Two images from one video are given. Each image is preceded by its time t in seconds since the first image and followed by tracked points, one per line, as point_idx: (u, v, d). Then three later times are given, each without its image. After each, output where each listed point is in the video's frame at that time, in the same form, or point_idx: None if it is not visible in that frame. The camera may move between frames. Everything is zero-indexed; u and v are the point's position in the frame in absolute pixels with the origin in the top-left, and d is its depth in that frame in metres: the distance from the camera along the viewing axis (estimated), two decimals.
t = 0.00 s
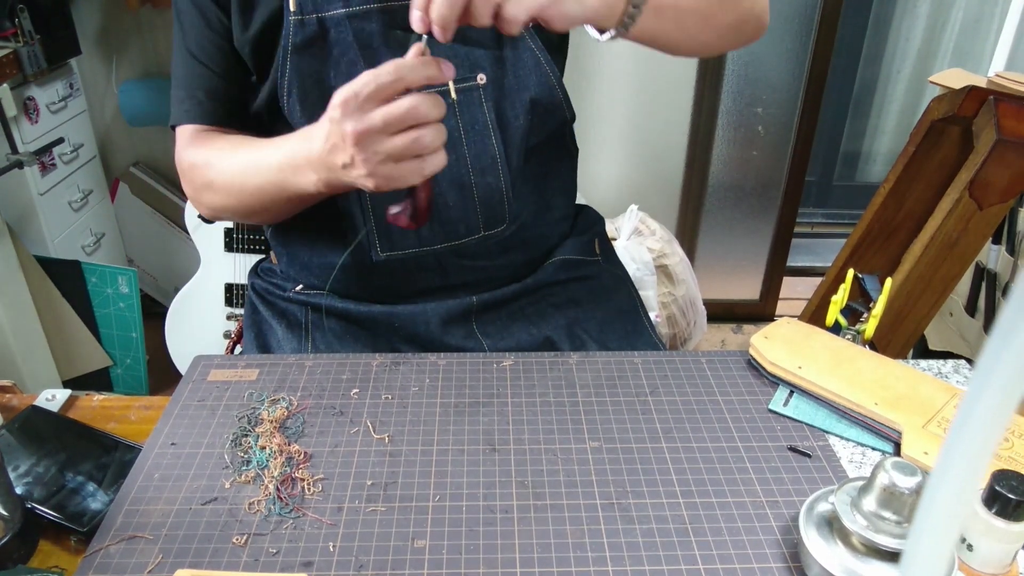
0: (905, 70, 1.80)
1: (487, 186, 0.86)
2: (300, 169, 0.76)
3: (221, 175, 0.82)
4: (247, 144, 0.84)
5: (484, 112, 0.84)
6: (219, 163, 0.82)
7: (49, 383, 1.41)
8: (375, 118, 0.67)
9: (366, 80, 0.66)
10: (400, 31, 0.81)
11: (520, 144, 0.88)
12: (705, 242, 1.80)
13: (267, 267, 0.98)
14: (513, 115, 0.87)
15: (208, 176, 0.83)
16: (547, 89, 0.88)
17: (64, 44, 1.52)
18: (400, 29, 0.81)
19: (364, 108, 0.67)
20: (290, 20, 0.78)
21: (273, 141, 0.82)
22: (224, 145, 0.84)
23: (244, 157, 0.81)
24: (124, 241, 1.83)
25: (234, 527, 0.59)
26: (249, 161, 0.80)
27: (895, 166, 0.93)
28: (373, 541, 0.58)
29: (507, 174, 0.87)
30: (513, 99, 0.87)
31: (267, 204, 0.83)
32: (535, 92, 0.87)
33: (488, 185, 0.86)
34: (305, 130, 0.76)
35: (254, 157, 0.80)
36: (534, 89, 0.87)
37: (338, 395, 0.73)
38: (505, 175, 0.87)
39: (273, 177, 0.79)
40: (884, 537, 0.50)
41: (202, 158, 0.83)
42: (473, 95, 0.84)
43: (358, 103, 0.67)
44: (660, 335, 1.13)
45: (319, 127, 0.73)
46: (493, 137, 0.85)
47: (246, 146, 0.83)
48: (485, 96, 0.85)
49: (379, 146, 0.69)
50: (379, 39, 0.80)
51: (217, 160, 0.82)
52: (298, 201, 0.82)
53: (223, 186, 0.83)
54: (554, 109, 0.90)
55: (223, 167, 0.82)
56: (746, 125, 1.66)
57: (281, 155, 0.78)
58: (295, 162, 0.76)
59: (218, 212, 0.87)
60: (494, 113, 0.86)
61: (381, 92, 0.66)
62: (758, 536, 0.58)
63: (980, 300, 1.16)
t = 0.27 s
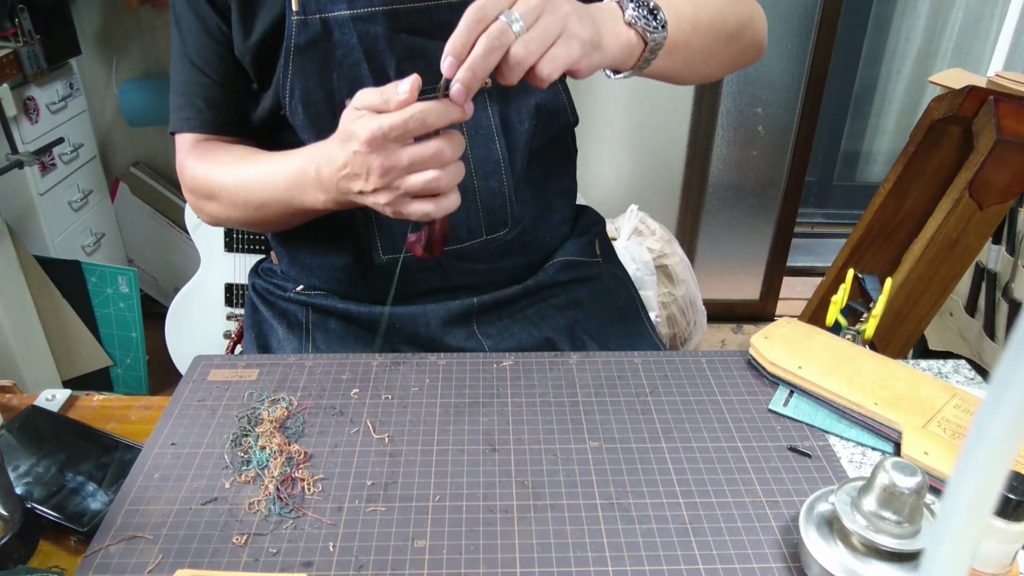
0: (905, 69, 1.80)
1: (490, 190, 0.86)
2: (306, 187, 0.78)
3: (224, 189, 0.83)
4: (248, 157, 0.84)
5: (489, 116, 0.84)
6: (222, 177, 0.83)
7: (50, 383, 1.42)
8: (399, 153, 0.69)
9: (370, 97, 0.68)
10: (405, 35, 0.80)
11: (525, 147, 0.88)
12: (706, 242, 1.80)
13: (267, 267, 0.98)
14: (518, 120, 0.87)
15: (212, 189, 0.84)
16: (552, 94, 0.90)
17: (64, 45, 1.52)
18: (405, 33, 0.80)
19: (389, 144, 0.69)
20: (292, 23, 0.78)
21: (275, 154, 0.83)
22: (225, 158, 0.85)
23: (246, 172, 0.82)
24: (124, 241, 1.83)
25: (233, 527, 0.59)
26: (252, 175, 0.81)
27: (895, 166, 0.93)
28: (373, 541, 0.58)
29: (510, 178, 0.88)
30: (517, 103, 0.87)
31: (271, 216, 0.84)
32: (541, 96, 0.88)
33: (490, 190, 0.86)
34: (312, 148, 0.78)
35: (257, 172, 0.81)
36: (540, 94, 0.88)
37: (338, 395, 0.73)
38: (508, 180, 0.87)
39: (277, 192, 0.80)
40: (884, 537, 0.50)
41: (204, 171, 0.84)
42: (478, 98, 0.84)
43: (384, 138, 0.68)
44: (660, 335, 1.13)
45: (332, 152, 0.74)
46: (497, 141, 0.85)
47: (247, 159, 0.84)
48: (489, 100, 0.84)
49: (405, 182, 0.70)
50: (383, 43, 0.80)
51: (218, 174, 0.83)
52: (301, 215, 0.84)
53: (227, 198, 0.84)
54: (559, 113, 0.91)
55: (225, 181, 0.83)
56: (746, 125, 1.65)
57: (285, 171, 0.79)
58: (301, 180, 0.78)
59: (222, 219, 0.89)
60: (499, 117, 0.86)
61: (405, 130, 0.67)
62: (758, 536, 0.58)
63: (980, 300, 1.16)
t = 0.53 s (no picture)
0: (906, 69, 1.80)
1: (491, 193, 0.86)
2: (304, 193, 0.78)
3: (222, 192, 0.83)
4: (247, 161, 0.84)
5: (490, 118, 0.84)
6: (220, 180, 0.83)
7: (49, 382, 1.41)
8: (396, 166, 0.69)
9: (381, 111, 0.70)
10: (405, 37, 0.80)
11: (525, 149, 0.89)
12: (706, 242, 1.80)
13: (267, 266, 0.98)
14: (519, 122, 0.87)
15: (210, 191, 0.84)
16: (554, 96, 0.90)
17: (64, 44, 1.52)
18: (406, 35, 0.80)
19: (387, 157, 0.69)
20: (291, 22, 0.78)
21: (274, 159, 0.83)
22: (224, 161, 0.84)
23: (245, 177, 0.82)
24: (124, 241, 1.83)
25: (233, 527, 0.59)
26: (251, 179, 0.81)
27: (896, 165, 0.93)
28: (374, 541, 0.57)
29: (510, 180, 0.88)
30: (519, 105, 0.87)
31: (268, 220, 0.84)
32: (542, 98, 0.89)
33: (491, 192, 0.86)
34: (311, 155, 0.78)
35: (256, 177, 0.81)
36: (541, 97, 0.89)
37: (338, 395, 0.73)
38: (508, 182, 0.87)
39: (276, 197, 0.80)
40: (885, 537, 0.50)
41: (203, 174, 0.84)
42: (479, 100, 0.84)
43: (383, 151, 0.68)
44: (660, 335, 1.13)
45: (332, 160, 0.74)
46: (498, 143, 0.85)
47: (246, 163, 0.84)
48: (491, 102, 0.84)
49: (399, 198, 0.71)
50: (384, 44, 0.80)
51: (217, 177, 0.83)
52: (298, 220, 0.84)
53: (225, 201, 0.84)
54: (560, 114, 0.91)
55: (224, 185, 0.82)
56: (746, 125, 1.65)
57: (284, 177, 0.78)
58: (299, 186, 0.77)
59: (218, 221, 0.89)
60: (500, 119, 0.86)
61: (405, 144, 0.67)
62: (759, 536, 0.58)
63: (980, 300, 1.16)
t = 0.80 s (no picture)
0: (906, 69, 1.80)
1: (491, 194, 0.86)
2: (304, 194, 0.78)
3: (223, 194, 0.83)
4: (247, 162, 0.84)
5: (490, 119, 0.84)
6: (220, 181, 0.83)
7: (49, 382, 1.41)
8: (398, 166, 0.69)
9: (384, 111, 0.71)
10: (405, 39, 0.80)
11: (525, 150, 0.89)
12: (706, 242, 1.80)
13: (267, 267, 0.98)
14: (519, 123, 0.87)
15: (210, 193, 0.84)
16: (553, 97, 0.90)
17: (64, 45, 1.52)
18: (405, 36, 0.80)
19: (389, 156, 0.69)
20: (291, 23, 0.78)
21: (274, 160, 0.83)
22: (224, 162, 0.84)
23: (246, 178, 0.82)
24: (124, 241, 1.83)
25: (233, 527, 0.59)
26: (252, 181, 0.81)
27: (896, 166, 0.93)
28: (374, 541, 0.57)
29: (511, 181, 0.88)
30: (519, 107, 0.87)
31: (268, 222, 0.84)
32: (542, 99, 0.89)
33: (491, 194, 0.86)
34: (312, 156, 0.78)
35: (257, 178, 0.81)
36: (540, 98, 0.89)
37: (338, 395, 0.73)
38: (508, 183, 0.87)
39: (276, 198, 0.80)
40: (885, 537, 0.50)
41: (203, 176, 0.84)
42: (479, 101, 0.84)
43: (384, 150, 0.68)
44: (660, 335, 1.13)
45: (333, 160, 0.74)
46: (498, 145, 0.85)
47: (246, 164, 0.84)
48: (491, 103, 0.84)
49: (401, 197, 0.71)
50: (384, 45, 0.80)
51: (217, 178, 0.83)
52: (298, 221, 0.84)
53: (225, 203, 0.84)
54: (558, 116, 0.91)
55: (224, 186, 0.82)
56: (746, 125, 1.65)
57: (285, 178, 0.78)
58: (300, 187, 0.77)
59: (217, 222, 0.88)
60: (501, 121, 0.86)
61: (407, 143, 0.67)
62: (759, 537, 0.58)
63: (980, 301, 1.16)
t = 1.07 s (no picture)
0: (906, 69, 1.80)
1: (491, 194, 0.86)
2: (304, 195, 0.78)
3: (222, 195, 0.83)
4: (247, 164, 0.84)
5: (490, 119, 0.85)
6: (220, 183, 0.83)
7: (49, 382, 1.41)
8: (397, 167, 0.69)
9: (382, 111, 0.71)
10: (405, 39, 0.80)
11: (525, 149, 0.89)
12: (705, 242, 1.80)
13: (267, 267, 0.98)
14: (518, 123, 0.88)
15: (210, 194, 0.84)
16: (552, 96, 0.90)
17: (64, 44, 1.52)
18: (405, 36, 0.80)
19: (387, 158, 0.69)
20: (291, 23, 0.78)
21: (274, 162, 0.83)
22: (224, 164, 0.84)
23: (246, 179, 0.82)
24: (123, 241, 1.83)
25: (233, 527, 0.59)
26: (252, 183, 0.81)
27: (896, 165, 0.93)
28: (373, 541, 0.57)
29: (510, 181, 0.88)
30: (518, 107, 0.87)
31: (268, 223, 0.84)
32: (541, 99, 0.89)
33: (491, 193, 0.86)
34: (311, 157, 0.78)
35: (257, 180, 0.81)
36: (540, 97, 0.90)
37: (338, 395, 0.73)
38: (508, 183, 0.87)
39: (276, 200, 0.80)
40: (885, 537, 0.50)
41: (203, 177, 0.84)
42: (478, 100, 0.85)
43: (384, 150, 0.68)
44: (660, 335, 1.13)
45: (332, 162, 0.74)
46: (497, 145, 0.85)
47: (246, 166, 0.84)
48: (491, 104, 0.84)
49: (400, 196, 0.71)
50: (383, 45, 0.80)
51: (218, 180, 0.83)
52: (298, 222, 0.84)
53: (225, 204, 0.84)
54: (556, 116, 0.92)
55: (224, 188, 0.82)
56: (746, 125, 1.65)
57: (285, 180, 0.78)
58: (300, 189, 0.77)
59: (217, 224, 0.88)
60: (500, 121, 0.86)
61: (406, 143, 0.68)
62: (759, 536, 0.58)
63: (980, 300, 1.16)
